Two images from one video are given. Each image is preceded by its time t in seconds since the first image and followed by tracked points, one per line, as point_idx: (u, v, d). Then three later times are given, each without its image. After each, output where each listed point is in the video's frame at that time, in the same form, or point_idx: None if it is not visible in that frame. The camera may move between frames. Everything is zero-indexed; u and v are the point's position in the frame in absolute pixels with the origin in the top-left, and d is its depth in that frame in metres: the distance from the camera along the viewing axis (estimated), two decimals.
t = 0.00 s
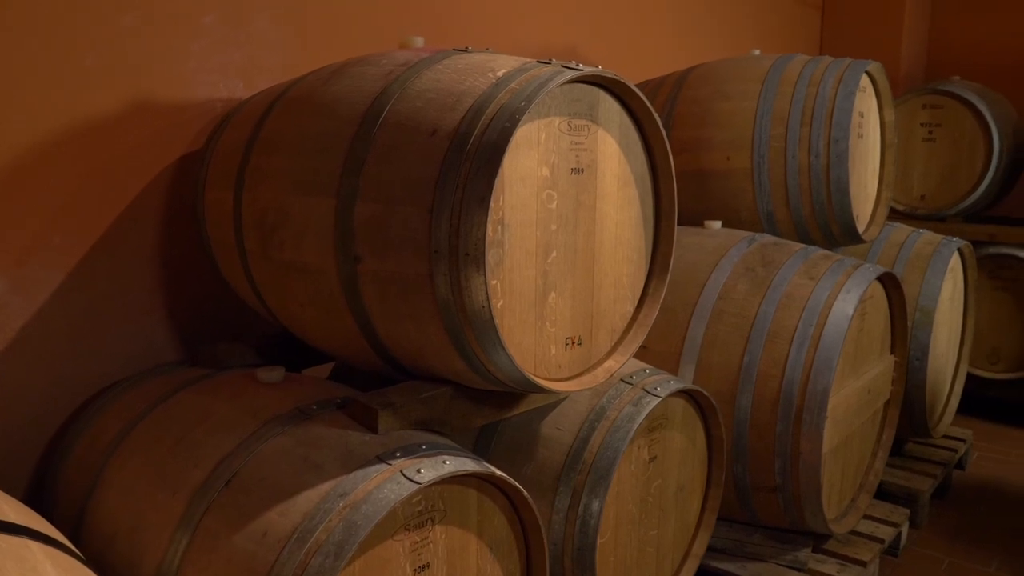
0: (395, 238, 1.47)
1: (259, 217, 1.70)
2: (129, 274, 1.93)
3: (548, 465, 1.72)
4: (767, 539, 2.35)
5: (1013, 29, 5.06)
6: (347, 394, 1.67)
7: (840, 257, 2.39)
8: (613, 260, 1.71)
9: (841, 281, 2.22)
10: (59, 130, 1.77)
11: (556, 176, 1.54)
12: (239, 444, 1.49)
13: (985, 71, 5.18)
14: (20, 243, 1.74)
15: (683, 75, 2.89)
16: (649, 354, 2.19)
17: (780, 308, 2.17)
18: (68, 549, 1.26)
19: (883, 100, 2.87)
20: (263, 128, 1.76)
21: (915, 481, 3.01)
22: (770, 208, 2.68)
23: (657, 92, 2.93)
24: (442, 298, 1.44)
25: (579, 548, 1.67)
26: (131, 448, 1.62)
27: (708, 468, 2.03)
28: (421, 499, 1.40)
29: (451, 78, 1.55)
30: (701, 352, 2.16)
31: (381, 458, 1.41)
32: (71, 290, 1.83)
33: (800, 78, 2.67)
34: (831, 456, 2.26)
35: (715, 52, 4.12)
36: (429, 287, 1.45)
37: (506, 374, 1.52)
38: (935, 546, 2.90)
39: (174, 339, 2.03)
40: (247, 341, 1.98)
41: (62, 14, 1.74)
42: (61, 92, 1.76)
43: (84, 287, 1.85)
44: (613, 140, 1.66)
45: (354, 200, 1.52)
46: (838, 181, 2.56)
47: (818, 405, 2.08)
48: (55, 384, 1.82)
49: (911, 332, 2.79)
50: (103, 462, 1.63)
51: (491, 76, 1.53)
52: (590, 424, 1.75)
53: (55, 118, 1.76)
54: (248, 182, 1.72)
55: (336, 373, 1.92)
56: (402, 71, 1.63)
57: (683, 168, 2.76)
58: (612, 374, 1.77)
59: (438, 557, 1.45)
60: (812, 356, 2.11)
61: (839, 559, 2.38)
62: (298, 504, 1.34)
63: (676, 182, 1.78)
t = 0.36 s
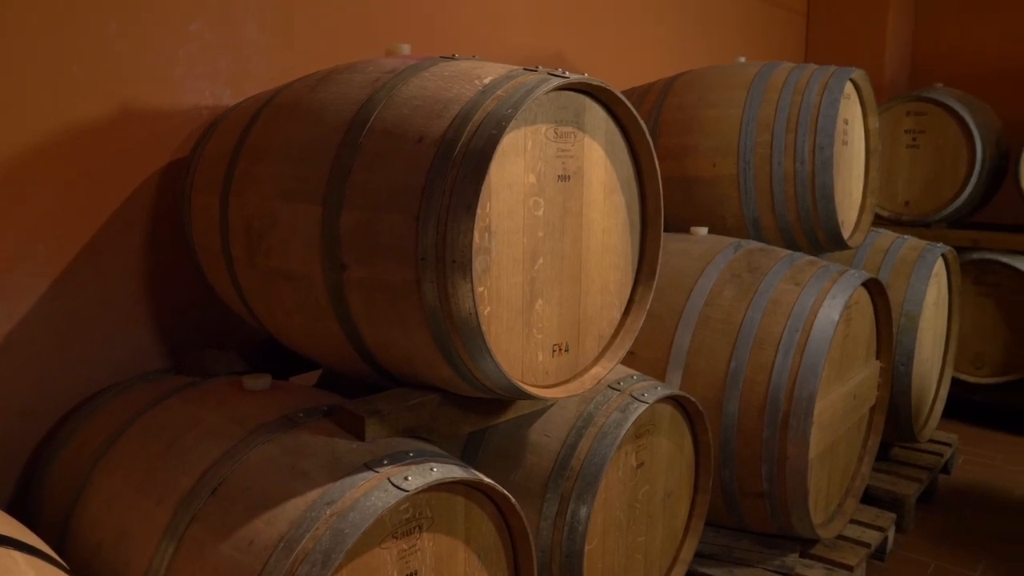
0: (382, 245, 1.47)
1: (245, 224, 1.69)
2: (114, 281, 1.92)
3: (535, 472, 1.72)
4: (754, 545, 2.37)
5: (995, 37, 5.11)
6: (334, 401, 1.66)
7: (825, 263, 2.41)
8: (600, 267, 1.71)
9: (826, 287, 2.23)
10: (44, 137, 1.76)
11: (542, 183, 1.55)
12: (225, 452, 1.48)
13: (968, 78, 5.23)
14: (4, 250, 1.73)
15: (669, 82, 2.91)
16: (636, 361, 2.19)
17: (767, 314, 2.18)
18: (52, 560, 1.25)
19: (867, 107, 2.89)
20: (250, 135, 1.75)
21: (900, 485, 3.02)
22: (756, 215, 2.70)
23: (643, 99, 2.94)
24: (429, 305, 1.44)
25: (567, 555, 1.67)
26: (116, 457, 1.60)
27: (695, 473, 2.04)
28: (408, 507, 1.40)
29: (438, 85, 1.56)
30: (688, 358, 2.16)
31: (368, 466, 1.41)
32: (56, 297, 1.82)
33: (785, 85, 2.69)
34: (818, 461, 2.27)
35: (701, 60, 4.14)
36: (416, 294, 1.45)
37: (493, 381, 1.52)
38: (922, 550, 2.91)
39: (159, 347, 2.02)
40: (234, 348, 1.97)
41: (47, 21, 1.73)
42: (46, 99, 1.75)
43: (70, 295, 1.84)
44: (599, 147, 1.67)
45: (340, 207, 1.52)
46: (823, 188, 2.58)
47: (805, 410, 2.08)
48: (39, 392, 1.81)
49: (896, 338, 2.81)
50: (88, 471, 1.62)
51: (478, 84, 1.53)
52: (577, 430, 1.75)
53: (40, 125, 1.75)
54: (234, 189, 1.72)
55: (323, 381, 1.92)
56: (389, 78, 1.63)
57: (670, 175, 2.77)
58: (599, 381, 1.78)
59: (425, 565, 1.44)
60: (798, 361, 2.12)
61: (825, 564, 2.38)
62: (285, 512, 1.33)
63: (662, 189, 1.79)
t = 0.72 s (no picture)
0: (369, 253, 1.47)
1: (232, 232, 1.69)
2: (101, 289, 1.91)
3: (524, 479, 1.72)
4: (743, 550, 2.36)
5: (978, 45, 5.16)
6: (322, 409, 1.66)
7: (812, 269, 2.42)
8: (587, 274, 1.72)
9: (813, 293, 2.25)
10: (30, 144, 1.75)
11: (530, 191, 1.55)
12: (212, 461, 1.47)
13: (952, 86, 5.27)
14: None
15: (656, 89, 2.92)
16: (624, 367, 2.20)
17: (754, 320, 2.19)
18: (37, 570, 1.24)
19: (852, 115, 2.92)
20: (237, 142, 1.75)
21: (887, 490, 3.04)
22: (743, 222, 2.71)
23: (631, 106, 2.95)
24: (417, 313, 1.44)
25: (556, 562, 1.67)
26: (102, 466, 1.59)
27: (684, 480, 2.04)
28: (397, 515, 1.40)
29: (425, 93, 1.56)
30: (676, 364, 2.17)
31: (356, 474, 1.41)
32: (41, 305, 1.81)
33: (771, 92, 2.71)
34: (805, 466, 2.28)
35: (687, 67, 4.17)
36: (404, 301, 1.45)
37: (481, 389, 1.52)
38: (909, 554, 2.92)
39: (146, 355, 2.01)
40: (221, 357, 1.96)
41: (33, 28, 1.73)
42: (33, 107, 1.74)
43: (56, 303, 1.83)
44: (586, 155, 1.67)
45: (328, 215, 1.52)
46: (809, 195, 2.60)
47: (792, 416, 2.09)
48: (24, 401, 1.80)
49: (882, 343, 2.83)
50: (73, 480, 1.61)
51: (465, 92, 1.54)
52: (566, 437, 1.75)
53: (26, 133, 1.74)
54: (221, 196, 1.72)
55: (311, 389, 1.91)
56: (377, 86, 1.63)
57: (657, 182, 2.79)
58: (587, 387, 1.78)
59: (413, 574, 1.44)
60: (785, 367, 2.13)
61: (813, 570, 2.41)
62: (272, 521, 1.33)
63: (650, 196, 1.80)
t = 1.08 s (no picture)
0: (358, 260, 1.47)
1: (220, 240, 1.68)
2: (87, 297, 1.90)
3: (512, 487, 1.71)
4: (732, 558, 2.37)
5: (962, 54, 5.21)
6: (311, 418, 1.65)
7: (799, 276, 2.43)
8: (575, 281, 1.72)
9: (800, 300, 2.26)
10: (16, 152, 1.74)
11: (518, 199, 1.55)
12: (200, 470, 1.46)
13: (937, 94, 5.32)
14: None
15: (644, 97, 2.93)
16: (613, 375, 2.20)
17: (741, 327, 2.20)
18: None
19: (839, 123, 2.94)
20: (225, 150, 1.74)
21: (875, 496, 3.05)
22: (730, 229, 2.73)
23: (619, 115, 2.96)
24: (406, 321, 1.44)
25: (545, 570, 1.67)
26: (88, 475, 1.58)
27: (673, 487, 2.04)
28: (385, 523, 1.39)
29: (414, 102, 1.56)
30: (665, 371, 2.18)
31: (344, 482, 1.40)
32: (27, 313, 1.80)
33: (758, 100, 2.73)
34: (793, 473, 2.29)
35: (675, 75, 4.19)
36: (392, 309, 1.45)
37: (469, 397, 1.52)
38: (897, 560, 2.94)
39: (133, 364, 2.00)
40: (209, 365, 1.96)
41: (20, 36, 1.72)
42: (20, 114, 1.74)
43: (42, 311, 1.82)
44: (574, 163, 1.68)
45: (316, 223, 1.52)
46: (796, 202, 2.61)
47: (780, 422, 2.10)
48: (10, 411, 1.78)
49: (869, 349, 2.84)
50: (59, 490, 1.60)
51: (454, 100, 1.54)
52: (555, 445, 1.75)
53: (13, 140, 1.73)
54: (209, 205, 1.71)
55: (300, 397, 1.91)
56: (366, 94, 1.63)
57: (646, 190, 2.80)
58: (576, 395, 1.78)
59: None
60: (773, 374, 2.14)
61: None
62: (259, 530, 1.32)
63: (637, 204, 1.80)
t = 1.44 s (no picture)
0: (345, 270, 1.46)
1: (207, 250, 1.68)
2: (74, 306, 1.89)
3: (500, 497, 1.71)
4: (720, 566, 2.37)
5: (945, 65, 5.27)
6: (298, 427, 1.65)
7: (785, 285, 2.45)
8: (563, 290, 1.73)
9: (786, 308, 2.27)
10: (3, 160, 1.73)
11: (505, 208, 1.56)
12: (186, 481, 1.45)
13: (921, 105, 5.37)
14: None
15: (631, 107, 2.95)
16: (601, 384, 2.21)
17: (729, 336, 2.21)
18: None
19: (824, 133, 2.96)
20: (212, 161, 1.74)
21: (862, 503, 3.06)
22: (717, 238, 2.74)
23: (606, 124, 2.98)
24: (394, 330, 1.44)
25: None
26: (74, 487, 1.57)
27: (661, 495, 2.05)
28: (373, 533, 1.39)
29: (402, 111, 1.56)
30: (653, 380, 2.18)
31: (332, 493, 1.39)
32: (13, 323, 1.78)
33: (744, 110, 2.75)
34: (781, 481, 2.30)
35: (662, 85, 4.22)
36: (379, 318, 1.45)
37: (457, 406, 1.52)
38: (885, 567, 2.94)
39: (120, 374, 1.99)
40: (196, 375, 1.95)
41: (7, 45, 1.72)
42: (6, 123, 1.73)
43: (27, 321, 1.81)
44: (562, 173, 1.68)
45: (303, 233, 1.52)
46: (782, 212, 2.63)
47: (768, 431, 2.11)
48: None
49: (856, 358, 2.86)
50: (44, 501, 1.59)
51: (441, 110, 1.54)
52: (543, 454, 1.74)
53: None
54: (196, 214, 1.71)
55: (287, 408, 1.90)
56: (353, 104, 1.64)
57: (634, 199, 2.81)
58: (564, 404, 1.78)
59: None
60: (760, 382, 2.15)
61: None
62: (246, 541, 1.31)
63: (625, 213, 1.81)
